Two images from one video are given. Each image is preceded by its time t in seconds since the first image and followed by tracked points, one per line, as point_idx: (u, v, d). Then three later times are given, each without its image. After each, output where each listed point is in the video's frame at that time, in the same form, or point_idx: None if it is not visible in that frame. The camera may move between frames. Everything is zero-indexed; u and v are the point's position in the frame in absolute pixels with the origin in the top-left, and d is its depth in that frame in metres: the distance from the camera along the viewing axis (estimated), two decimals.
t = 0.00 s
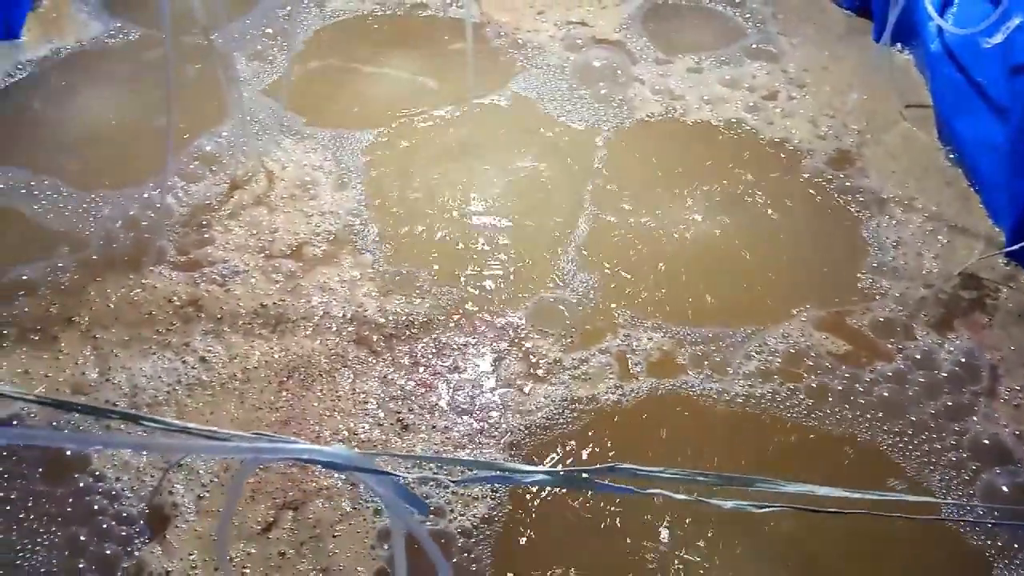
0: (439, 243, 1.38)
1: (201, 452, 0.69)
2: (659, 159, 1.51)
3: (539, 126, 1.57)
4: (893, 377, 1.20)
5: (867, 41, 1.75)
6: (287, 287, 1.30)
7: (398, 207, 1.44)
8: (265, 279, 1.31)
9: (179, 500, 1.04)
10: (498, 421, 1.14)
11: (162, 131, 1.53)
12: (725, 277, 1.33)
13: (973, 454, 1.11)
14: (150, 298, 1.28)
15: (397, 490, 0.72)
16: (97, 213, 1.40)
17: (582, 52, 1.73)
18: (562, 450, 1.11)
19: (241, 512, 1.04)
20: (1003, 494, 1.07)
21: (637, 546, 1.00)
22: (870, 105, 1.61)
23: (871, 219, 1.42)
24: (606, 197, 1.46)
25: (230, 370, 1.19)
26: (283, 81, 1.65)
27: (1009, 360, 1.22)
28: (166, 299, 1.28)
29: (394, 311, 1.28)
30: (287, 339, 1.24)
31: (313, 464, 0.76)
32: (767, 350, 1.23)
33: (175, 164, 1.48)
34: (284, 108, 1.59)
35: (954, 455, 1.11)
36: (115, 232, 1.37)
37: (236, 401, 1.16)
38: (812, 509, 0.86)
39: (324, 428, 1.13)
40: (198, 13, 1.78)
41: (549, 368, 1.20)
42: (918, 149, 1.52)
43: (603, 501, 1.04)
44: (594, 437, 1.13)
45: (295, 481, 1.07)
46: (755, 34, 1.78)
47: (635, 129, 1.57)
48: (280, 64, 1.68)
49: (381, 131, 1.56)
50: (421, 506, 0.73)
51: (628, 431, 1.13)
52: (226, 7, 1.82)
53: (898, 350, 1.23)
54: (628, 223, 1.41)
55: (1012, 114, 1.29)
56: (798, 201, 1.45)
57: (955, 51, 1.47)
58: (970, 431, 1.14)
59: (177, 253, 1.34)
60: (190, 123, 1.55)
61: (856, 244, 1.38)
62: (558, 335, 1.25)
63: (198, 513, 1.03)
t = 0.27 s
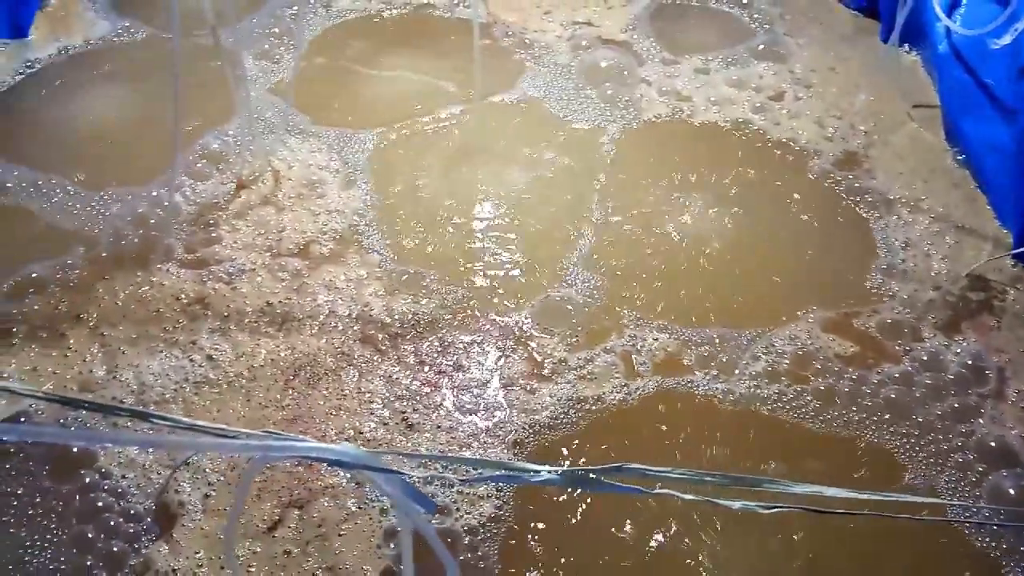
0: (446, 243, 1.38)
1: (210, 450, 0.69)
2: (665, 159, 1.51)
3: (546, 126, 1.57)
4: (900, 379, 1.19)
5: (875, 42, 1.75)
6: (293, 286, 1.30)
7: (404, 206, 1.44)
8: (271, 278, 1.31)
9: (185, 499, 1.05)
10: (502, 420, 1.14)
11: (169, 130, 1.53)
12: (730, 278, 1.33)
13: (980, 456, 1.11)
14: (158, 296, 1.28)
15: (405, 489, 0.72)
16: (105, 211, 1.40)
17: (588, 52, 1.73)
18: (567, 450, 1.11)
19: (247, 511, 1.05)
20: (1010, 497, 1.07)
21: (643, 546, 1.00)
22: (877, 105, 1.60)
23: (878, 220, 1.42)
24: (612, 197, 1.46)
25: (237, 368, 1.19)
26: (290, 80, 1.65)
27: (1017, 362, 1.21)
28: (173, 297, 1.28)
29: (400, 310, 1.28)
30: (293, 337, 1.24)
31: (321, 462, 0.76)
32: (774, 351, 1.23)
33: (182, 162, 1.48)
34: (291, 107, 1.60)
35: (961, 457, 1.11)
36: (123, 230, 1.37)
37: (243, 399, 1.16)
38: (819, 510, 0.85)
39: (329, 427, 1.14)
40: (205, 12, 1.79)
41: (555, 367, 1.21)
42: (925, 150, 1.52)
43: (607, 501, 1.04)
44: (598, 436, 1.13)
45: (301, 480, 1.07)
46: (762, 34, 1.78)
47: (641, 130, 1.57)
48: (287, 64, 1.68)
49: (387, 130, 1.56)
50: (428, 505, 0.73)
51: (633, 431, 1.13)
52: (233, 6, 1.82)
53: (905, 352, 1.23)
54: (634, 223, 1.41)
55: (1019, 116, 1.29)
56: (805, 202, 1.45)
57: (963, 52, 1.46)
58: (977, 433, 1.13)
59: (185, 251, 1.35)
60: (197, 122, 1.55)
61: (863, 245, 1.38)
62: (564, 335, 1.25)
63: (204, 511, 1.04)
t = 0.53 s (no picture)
0: (450, 240, 1.38)
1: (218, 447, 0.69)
2: (669, 158, 1.51)
3: (551, 125, 1.57)
4: (906, 380, 1.19)
5: (881, 42, 1.74)
6: (298, 283, 1.30)
7: (409, 204, 1.43)
8: (276, 275, 1.31)
9: (189, 496, 1.04)
10: (505, 418, 1.14)
11: (174, 126, 1.53)
12: (734, 277, 1.33)
13: (986, 458, 1.11)
14: (163, 292, 1.28)
15: (411, 487, 0.72)
16: (110, 207, 1.40)
17: (593, 51, 1.73)
18: (571, 449, 1.11)
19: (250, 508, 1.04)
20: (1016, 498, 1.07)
21: (647, 545, 1.00)
22: (883, 105, 1.60)
23: (884, 220, 1.41)
24: (616, 196, 1.45)
25: (241, 365, 1.19)
26: (294, 77, 1.65)
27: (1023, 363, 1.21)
28: (178, 293, 1.28)
29: (404, 308, 1.28)
30: (297, 335, 1.24)
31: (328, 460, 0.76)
32: (780, 351, 1.23)
33: (186, 159, 1.48)
34: (296, 104, 1.60)
35: (966, 458, 1.11)
36: (128, 226, 1.37)
37: (247, 397, 1.16)
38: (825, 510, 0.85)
39: (333, 424, 1.14)
40: (210, 8, 1.78)
41: (559, 364, 1.20)
42: (931, 150, 1.52)
43: (611, 500, 1.03)
44: (601, 434, 1.13)
45: (304, 478, 1.07)
46: (767, 33, 1.77)
47: (646, 129, 1.57)
48: (292, 61, 1.68)
49: (392, 127, 1.56)
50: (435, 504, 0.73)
51: (637, 430, 1.13)
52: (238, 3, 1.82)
53: (911, 353, 1.23)
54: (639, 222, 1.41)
55: None
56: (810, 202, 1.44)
57: (970, 51, 1.46)
58: (983, 434, 1.13)
59: (189, 247, 1.34)
60: (201, 119, 1.55)
61: (868, 245, 1.38)
62: (568, 332, 1.25)
63: (208, 509, 1.03)
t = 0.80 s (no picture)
0: (454, 239, 1.38)
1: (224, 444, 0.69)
2: (673, 157, 1.51)
3: (555, 123, 1.57)
4: (911, 380, 1.19)
5: (886, 41, 1.74)
6: (301, 281, 1.30)
7: (412, 202, 1.43)
8: (279, 273, 1.31)
9: (192, 494, 1.04)
10: (507, 417, 1.14)
11: (178, 123, 1.53)
12: (738, 276, 1.33)
13: (991, 459, 1.10)
14: (166, 290, 1.28)
15: (416, 485, 0.72)
16: (114, 204, 1.40)
17: (598, 49, 1.73)
18: (573, 448, 1.11)
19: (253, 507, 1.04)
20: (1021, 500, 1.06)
21: (651, 545, 1.00)
22: (888, 104, 1.60)
23: (888, 220, 1.41)
24: (620, 194, 1.45)
25: (244, 363, 1.19)
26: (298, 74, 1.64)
27: None
28: (182, 290, 1.28)
29: (407, 306, 1.27)
30: (301, 333, 1.23)
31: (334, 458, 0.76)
32: (785, 351, 1.22)
33: (190, 156, 1.48)
34: (299, 101, 1.59)
35: (971, 460, 1.10)
36: (132, 223, 1.37)
37: (250, 395, 1.16)
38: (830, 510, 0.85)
39: (336, 423, 1.13)
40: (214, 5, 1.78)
41: (562, 362, 1.20)
42: (936, 149, 1.51)
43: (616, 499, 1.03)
44: (603, 433, 1.13)
45: (307, 476, 1.07)
46: (772, 32, 1.77)
47: (650, 128, 1.56)
48: (295, 58, 1.68)
49: (395, 125, 1.55)
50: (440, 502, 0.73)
51: (640, 429, 1.13)
52: None
53: (916, 353, 1.22)
54: (642, 221, 1.41)
55: None
56: (815, 201, 1.44)
57: (974, 50, 1.45)
58: (987, 435, 1.13)
59: (193, 244, 1.34)
60: (205, 116, 1.55)
61: (872, 245, 1.38)
62: (571, 331, 1.24)
63: (211, 507, 1.03)
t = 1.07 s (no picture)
0: (457, 238, 1.38)
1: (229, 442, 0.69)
2: (676, 156, 1.51)
3: (559, 123, 1.57)
4: (915, 381, 1.19)
5: (890, 41, 1.74)
6: (305, 280, 1.30)
7: (416, 202, 1.43)
8: (283, 272, 1.31)
9: (195, 492, 1.04)
10: (510, 415, 1.14)
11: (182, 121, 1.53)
12: (741, 276, 1.32)
13: (995, 460, 1.10)
14: (171, 288, 1.28)
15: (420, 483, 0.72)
16: (118, 202, 1.40)
17: (601, 49, 1.72)
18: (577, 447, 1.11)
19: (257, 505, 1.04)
20: None
21: (655, 544, 1.00)
22: (892, 104, 1.60)
23: (892, 220, 1.41)
24: (623, 194, 1.45)
25: (248, 361, 1.19)
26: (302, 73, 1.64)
27: None
28: (187, 288, 1.28)
29: (410, 305, 1.27)
30: (304, 331, 1.23)
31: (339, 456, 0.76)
32: (789, 351, 1.22)
33: (194, 154, 1.48)
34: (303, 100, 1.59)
35: (975, 462, 1.10)
36: (137, 221, 1.37)
37: (253, 393, 1.16)
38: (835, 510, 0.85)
39: (339, 422, 1.13)
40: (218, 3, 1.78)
41: (565, 361, 1.20)
42: (940, 150, 1.51)
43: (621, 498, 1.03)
44: (605, 432, 1.13)
45: (310, 475, 1.07)
46: (776, 32, 1.77)
47: (654, 127, 1.56)
48: (299, 58, 1.68)
49: (398, 124, 1.55)
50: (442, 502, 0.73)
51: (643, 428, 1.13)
52: None
53: (921, 354, 1.22)
54: (647, 220, 1.41)
55: None
56: (818, 201, 1.44)
57: (977, 52, 1.46)
58: (992, 437, 1.13)
59: (198, 242, 1.34)
60: (209, 114, 1.55)
61: (876, 245, 1.37)
62: (575, 330, 1.24)
63: (215, 505, 1.03)
